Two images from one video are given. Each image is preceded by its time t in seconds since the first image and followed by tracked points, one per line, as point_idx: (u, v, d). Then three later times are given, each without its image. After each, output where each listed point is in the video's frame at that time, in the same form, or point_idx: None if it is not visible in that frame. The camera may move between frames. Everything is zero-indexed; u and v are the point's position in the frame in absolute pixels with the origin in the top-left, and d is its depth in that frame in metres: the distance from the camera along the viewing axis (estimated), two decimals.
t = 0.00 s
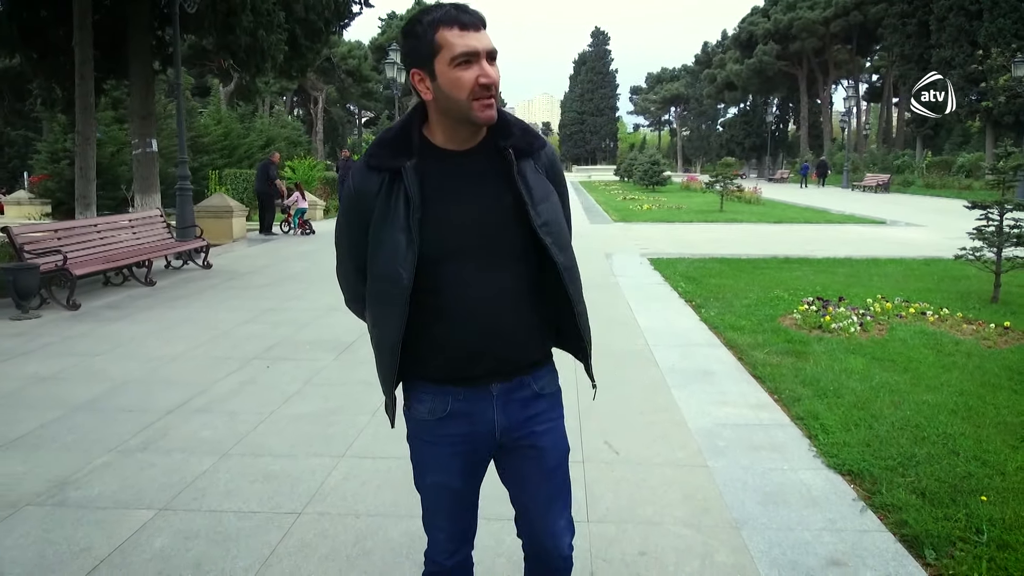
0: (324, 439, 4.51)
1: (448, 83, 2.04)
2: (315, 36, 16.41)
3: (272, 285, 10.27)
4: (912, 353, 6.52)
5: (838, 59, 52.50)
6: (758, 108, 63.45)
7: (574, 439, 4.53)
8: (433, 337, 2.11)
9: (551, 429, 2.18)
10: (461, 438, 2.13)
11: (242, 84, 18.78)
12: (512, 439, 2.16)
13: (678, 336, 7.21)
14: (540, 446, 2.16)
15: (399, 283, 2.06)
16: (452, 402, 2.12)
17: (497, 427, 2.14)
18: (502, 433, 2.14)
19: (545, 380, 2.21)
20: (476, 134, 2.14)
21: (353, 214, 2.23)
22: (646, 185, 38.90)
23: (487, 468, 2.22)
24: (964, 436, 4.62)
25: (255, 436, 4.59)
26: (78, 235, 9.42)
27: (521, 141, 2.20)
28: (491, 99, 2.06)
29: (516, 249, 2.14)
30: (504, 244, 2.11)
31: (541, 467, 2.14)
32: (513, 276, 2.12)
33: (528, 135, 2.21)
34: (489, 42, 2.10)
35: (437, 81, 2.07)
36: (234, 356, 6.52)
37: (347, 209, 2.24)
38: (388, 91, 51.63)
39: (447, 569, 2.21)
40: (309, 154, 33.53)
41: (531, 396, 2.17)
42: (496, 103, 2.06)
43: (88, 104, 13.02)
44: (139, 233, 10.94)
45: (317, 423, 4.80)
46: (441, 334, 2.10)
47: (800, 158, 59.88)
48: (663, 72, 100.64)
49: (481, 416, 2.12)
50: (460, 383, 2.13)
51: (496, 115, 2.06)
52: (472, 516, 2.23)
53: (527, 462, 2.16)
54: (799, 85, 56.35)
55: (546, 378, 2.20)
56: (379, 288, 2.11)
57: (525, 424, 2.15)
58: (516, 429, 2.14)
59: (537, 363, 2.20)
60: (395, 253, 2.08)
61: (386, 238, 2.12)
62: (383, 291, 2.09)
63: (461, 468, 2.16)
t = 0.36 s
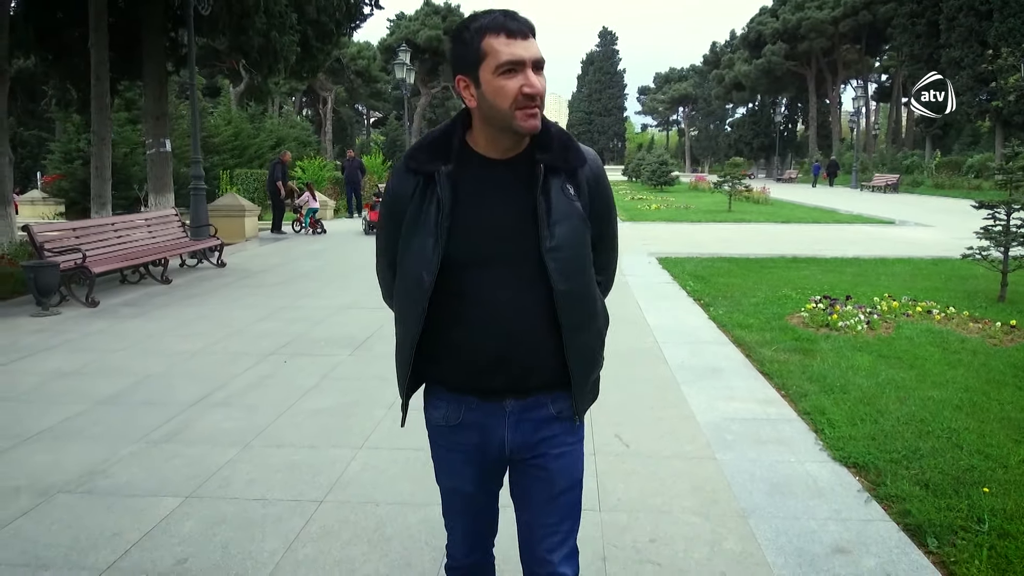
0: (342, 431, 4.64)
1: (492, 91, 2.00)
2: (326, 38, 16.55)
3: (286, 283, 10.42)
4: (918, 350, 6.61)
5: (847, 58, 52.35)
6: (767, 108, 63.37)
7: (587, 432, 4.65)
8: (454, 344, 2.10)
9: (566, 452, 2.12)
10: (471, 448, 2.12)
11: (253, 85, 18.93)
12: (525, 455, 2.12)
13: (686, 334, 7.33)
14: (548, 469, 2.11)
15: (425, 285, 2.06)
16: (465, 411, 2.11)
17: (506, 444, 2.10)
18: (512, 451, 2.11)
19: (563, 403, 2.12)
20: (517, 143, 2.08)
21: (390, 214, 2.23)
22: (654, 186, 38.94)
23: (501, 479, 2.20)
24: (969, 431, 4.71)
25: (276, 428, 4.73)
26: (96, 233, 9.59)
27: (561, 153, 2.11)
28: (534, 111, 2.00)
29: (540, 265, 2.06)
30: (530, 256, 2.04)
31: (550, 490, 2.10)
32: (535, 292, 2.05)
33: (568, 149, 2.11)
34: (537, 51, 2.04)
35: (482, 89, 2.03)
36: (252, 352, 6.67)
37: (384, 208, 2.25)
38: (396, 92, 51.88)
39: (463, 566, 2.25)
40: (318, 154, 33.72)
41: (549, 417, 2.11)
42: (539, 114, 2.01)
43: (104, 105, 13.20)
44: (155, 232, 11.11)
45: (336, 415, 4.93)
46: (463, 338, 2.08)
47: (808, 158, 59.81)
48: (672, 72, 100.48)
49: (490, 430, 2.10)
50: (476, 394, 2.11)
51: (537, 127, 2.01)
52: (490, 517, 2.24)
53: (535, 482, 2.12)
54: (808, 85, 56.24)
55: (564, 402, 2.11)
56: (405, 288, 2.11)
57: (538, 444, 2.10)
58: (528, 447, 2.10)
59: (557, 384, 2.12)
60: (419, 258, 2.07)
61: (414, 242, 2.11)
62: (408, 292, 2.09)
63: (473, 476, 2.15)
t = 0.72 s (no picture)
0: (358, 426, 4.78)
1: (566, 92, 1.93)
2: (336, 40, 16.70)
3: (297, 283, 10.57)
4: (923, 349, 6.72)
5: (853, 59, 52.34)
6: (772, 108, 63.42)
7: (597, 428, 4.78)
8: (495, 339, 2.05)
9: (591, 478, 2.02)
10: (491, 451, 2.04)
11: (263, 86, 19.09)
12: (547, 469, 2.03)
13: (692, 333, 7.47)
14: (574, 484, 2.02)
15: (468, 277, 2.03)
16: (494, 410, 2.05)
17: (530, 455, 2.02)
18: (535, 462, 2.03)
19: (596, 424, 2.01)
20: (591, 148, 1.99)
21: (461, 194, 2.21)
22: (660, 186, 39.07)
23: (512, 495, 2.09)
24: (972, 427, 4.81)
25: (293, 423, 4.86)
26: (112, 234, 9.75)
27: (640, 165, 1.97)
28: (605, 120, 1.91)
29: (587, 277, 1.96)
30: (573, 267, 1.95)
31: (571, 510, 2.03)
32: (575, 305, 1.96)
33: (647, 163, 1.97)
34: (622, 59, 1.95)
35: (557, 90, 1.97)
36: (268, 350, 6.81)
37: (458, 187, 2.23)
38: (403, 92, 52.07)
39: None
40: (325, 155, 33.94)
41: (576, 437, 2.01)
42: (611, 123, 1.92)
43: (117, 106, 13.36)
44: (169, 232, 11.27)
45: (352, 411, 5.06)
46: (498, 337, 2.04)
47: (814, 158, 59.78)
48: (678, 71, 100.47)
49: (516, 435, 2.02)
50: (508, 393, 2.05)
51: (606, 138, 1.92)
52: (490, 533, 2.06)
53: (561, 500, 2.05)
54: (813, 85, 56.27)
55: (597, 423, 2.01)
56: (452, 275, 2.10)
57: (563, 460, 2.02)
58: (550, 463, 2.02)
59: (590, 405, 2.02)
60: (470, 246, 2.05)
61: (470, 230, 2.08)
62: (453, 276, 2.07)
63: (485, 483, 2.03)
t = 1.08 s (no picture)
0: (373, 420, 4.91)
1: (588, 92, 2.01)
2: (340, 41, 16.86)
3: (305, 282, 10.71)
4: (921, 346, 6.86)
5: (854, 60, 52.38)
6: (774, 109, 63.49)
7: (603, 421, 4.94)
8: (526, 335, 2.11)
9: (621, 474, 2.13)
10: (526, 451, 2.13)
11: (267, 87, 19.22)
12: (581, 467, 2.13)
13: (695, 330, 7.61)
14: (604, 480, 2.13)
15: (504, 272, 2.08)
16: (525, 412, 2.12)
17: (563, 453, 2.12)
18: (568, 460, 2.12)
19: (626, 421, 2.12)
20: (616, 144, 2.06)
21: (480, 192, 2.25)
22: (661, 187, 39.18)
23: (547, 491, 2.19)
24: (968, 421, 4.96)
25: (309, 417, 5.00)
26: (123, 234, 9.90)
27: (669, 162, 2.07)
28: (626, 118, 1.98)
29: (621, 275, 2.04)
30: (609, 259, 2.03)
31: (601, 504, 2.14)
32: (610, 302, 2.04)
33: (676, 160, 2.07)
34: (643, 56, 2.02)
35: (579, 90, 2.04)
36: (280, 347, 6.96)
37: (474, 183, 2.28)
38: (405, 93, 52.10)
39: None
40: (327, 156, 34.03)
41: (606, 435, 2.11)
42: (631, 122, 1.99)
43: (126, 108, 13.50)
44: (179, 232, 11.42)
45: (365, 405, 5.21)
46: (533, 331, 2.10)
47: (816, 159, 59.78)
48: (679, 72, 100.58)
49: (550, 436, 2.11)
50: (541, 392, 2.12)
51: (628, 136, 1.99)
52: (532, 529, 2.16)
53: (592, 496, 2.15)
54: (815, 86, 56.32)
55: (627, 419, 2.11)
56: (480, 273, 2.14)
57: (596, 460, 2.11)
58: (584, 462, 2.12)
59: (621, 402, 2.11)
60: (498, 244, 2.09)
61: (496, 227, 2.12)
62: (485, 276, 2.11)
63: (523, 484, 2.13)
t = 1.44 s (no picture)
0: (376, 418, 5.03)
1: (534, 94, 1.90)
2: (341, 45, 16.99)
3: (307, 283, 10.83)
4: (914, 347, 6.97)
5: (854, 63, 52.56)
6: (774, 112, 63.72)
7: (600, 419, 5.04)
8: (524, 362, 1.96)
9: (614, 476, 2.06)
10: (519, 471, 2.01)
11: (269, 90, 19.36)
12: (576, 477, 2.04)
13: (693, 331, 7.73)
14: (599, 485, 2.05)
15: (500, 290, 1.91)
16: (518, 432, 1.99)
17: (558, 465, 2.01)
18: (562, 471, 2.03)
19: (617, 422, 2.05)
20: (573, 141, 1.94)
21: (433, 222, 2.07)
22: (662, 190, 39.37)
23: (539, 507, 2.09)
24: (957, 419, 5.07)
25: (313, 415, 5.10)
26: (128, 235, 10.02)
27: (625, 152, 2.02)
28: (577, 116, 1.89)
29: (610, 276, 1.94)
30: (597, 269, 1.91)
31: (597, 511, 2.06)
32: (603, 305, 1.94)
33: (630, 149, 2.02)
34: (586, 55, 1.93)
35: (523, 94, 1.95)
36: (283, 347, 7.08)
37: (424, 215, 2.08)
38: (406, 96, 52.28)
39: None
40: (328, 158, 34.22)
41: (600, 439, 2.02)
42: (582, 118, 1.89)
43: (129, 111, 13.63)
44: (183, 233, 11.54)
45: (368, 404, 5.31)
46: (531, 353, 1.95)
47: (816, 162, 60.01)
48: (679, 75, 100.86)
49: (543, 451, 2.00)
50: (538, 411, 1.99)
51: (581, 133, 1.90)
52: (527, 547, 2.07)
53: (584, 503, 2.07)
54: (814, 88, 56.53)
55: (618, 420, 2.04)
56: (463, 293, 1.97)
57: (589, 468, 2.03)
58: (579, 471, 2.03)
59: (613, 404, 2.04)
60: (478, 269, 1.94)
61: (470, 253, 1.96)
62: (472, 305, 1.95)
63: (516, 503, 2.02)
